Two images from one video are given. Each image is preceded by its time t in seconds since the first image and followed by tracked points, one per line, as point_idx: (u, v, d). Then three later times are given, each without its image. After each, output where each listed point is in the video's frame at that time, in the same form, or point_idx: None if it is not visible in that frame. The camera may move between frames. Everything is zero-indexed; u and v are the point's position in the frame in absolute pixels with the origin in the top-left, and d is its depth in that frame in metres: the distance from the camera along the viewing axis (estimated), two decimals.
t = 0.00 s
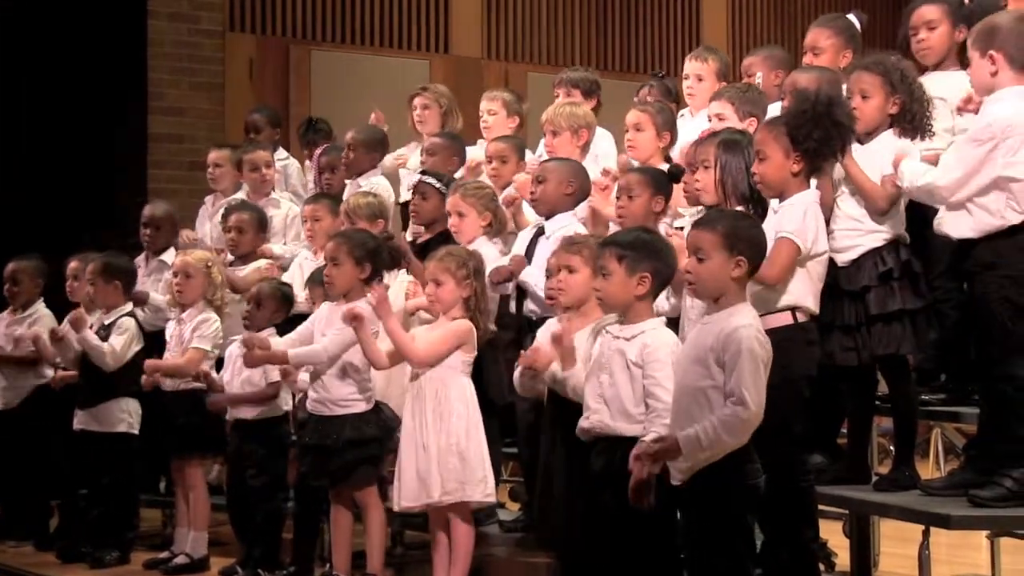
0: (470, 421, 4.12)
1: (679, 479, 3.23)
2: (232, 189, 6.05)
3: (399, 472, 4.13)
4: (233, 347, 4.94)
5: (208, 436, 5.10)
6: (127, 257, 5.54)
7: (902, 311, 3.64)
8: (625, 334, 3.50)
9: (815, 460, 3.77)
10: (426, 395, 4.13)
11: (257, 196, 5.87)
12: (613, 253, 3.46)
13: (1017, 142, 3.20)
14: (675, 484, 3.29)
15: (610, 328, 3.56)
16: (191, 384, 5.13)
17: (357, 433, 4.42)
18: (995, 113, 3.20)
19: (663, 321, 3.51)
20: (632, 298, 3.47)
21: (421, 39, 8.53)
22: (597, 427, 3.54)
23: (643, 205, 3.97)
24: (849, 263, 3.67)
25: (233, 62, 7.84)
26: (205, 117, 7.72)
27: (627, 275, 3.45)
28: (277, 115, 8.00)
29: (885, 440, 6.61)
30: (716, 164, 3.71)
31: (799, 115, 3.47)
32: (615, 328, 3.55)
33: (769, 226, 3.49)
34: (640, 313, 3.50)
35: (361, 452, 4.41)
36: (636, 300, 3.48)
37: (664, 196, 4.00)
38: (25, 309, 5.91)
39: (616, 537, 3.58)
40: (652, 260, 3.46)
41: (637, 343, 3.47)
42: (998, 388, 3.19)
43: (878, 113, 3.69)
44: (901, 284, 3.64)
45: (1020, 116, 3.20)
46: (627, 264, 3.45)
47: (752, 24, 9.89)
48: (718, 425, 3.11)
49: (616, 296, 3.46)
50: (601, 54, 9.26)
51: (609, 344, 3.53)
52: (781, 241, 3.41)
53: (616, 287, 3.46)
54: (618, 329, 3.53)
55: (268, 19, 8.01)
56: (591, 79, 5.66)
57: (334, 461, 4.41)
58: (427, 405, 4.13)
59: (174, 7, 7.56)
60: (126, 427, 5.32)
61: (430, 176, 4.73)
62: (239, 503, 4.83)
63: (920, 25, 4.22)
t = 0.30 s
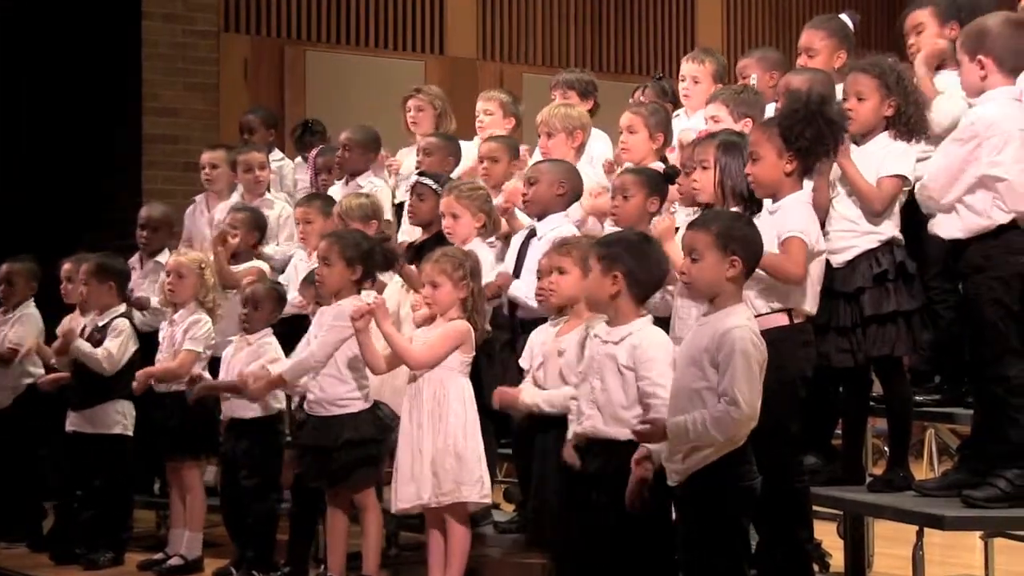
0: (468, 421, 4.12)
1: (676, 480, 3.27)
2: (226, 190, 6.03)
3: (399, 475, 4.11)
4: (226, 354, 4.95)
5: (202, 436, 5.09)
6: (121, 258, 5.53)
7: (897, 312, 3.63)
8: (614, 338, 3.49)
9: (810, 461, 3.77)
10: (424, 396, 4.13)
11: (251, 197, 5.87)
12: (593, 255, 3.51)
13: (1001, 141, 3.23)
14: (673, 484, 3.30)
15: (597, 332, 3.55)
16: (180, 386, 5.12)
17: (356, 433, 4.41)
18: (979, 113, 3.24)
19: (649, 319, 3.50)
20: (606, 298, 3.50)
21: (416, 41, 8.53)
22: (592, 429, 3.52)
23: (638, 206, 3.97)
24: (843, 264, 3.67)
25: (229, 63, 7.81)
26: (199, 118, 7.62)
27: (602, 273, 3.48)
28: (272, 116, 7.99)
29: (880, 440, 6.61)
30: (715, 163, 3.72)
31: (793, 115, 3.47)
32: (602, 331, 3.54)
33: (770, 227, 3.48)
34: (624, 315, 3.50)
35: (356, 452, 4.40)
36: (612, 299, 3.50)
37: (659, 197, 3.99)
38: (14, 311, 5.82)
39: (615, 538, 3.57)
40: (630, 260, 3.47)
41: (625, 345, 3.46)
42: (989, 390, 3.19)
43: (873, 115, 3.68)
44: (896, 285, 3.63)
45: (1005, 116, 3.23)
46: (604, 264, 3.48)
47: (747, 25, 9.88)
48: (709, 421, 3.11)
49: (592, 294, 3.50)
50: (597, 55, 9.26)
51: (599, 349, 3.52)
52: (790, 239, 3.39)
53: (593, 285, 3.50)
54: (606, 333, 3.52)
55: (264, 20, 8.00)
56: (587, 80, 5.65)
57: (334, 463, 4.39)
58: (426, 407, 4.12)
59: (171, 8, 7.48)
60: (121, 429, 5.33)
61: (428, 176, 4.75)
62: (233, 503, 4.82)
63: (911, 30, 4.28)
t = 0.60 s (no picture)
0: (458, 422, 4.10)
1: (668, 480, 3.31)
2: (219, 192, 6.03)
3: (392, 477, 4.10)
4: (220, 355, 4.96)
5: (192, 437, 5.09)
6: (112, 260, 5.53)
7: (889, 314, 3.63)
8: (601, 338, 3.48)
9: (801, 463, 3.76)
10: (416, 397, 4.12)
11: (243, 199, 5.86)
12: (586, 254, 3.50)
13: (981, 142, 3.23)
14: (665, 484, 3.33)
15: (586, 332, 3.54)
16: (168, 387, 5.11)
17: (338, 440, 4.41)
18: (962, 114, 3.26)
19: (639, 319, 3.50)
20: (595, 297, 3.49)
21: (409, 42, 8.52)
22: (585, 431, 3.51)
23: (630, 209, 3.96)
24: (837, 266, 3.67)
25: (222, 65, 7.80)
26: (191, 119, 7.61)
27: (592, 272, 3.49)
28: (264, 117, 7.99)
29: (872, 443, 6.60)
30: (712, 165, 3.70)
31: (786, 116, 3.45)
32: (591, 331, 3.53)
33: (773, 229, 3.44)
34: (612, 316, 3.50)
35: (340, 457, 4.41)
36: (601, 298, 3.50)
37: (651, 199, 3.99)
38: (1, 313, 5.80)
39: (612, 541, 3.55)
40: (619, 259, 3.47)
41: (613, 345, 3.46)
42: (981, 392, 3.16)
43: (865, 118, 3.67)
44: (889, 287, 3.64)
45: (987, 117, 3.23)
46: (595, 262, 3.48)
47: (740, 27, 9.87)
48: (683, 414, 3.13)
49: (583, 294, 3.49)
50: (591, 57, 9.25)
51: (588, 349, 3.52)
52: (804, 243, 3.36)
53: (582, 285, 3.49)
54: (594, 334, 3.52)
55: (256, 22, 7.99)
56: (581, 81, 5.64)
57: (311, 467, 4.44)
58: (417, 406, 4.11)
59: (164, 9, 7.47)
60: (111, 431, 5.32)
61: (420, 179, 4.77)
62: (223, 505, 4.81)
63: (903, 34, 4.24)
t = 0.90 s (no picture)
0: (442, 424, 4.08)
1: (656, 481, 3.29)
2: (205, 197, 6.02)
3: (380, 477, 4.09)
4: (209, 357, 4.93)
5: (180, 439, 5.07)
6: (100, 261, 5.51)
7: (878, 315, 3.65)
8: (595, 334, 3.48)
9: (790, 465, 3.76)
10: (401, 400, 4.12)
11: (232, 201, 5.85)
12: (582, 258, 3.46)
13: (969, 146, 3.22)
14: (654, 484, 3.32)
15: (582, 329, 3.54)
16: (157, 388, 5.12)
17: (326, 441, 4.40)
18: (951, 116, 3.25)
19: (633, 319, 3.49)
20: (593, 300, 3.46)
21: (399, 44, 8.51)
22: (575, 431, 3.53)
23: (617, 211, 3.96)
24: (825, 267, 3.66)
25: (209, 66, 7.81)
26: (178, 121, 7.64)
27: (589, 274, 3.45)
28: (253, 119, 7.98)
29: (860, 444, 6.60)
30: (703, 169, 3.71)
31: (775, 116, 3.45)
32: (586, 329, 3.53)
33: (766, 232, 3.42)
34: (608, 314, 3.48)
35: (329, 459, 4.40)
36: (599, 301, 3.47)
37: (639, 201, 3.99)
38: None
39: (612, 540, 3.53)
40: (616, 262, 3.44)
41: (603, 340, 3.45)
42: (971, 393, 3.13)
43: (852, 121, 3.66)
44: (877, 289, 3.65)
45: (976, 120, 3.23)
46: (591, 265, 3.44)
47: (729, 30, 9.87)
48: (664, 415, 3.13)
49: (579, 296, 3.46)
50: (580, 59, 9.24)
51: (581, 347, 3.51)
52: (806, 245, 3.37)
53: (578, 287, 3.46)
54: (589, 330, 3.51)
55: (245, 23, 7.97)
56: (566, 82, 5.64)
57: (305, 468, 4.42)
58: (402, 408, 4.11)
59: (148, 10, 7.49)
60: (97, 433, 5.30)
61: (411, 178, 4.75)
62: (212, 507, 4.80)
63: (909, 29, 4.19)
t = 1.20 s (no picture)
0: (432, 428, 4.08)
1: (640, 482, 3.29)
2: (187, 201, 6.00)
3: (363, 479, 4.08)
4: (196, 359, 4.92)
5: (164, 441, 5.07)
6: (84, 262, 5.49)
7: (854, 317, 3.64)
8: (585, 335, 3.47)
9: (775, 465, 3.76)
10: (389, 402, 4.11)
11: (217, 202, 5.84)
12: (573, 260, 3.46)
13: (961, 147, 3.22)
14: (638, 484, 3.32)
15: (573, 330, 3.52)
16: (142, 390, 5.08)
17: (312, 442, 4.41)
18: (941, 118, 3.24)
19: (624, 322, 3.48)
20: (585, 302, 3.46)
21: (385, 46, 8.51)
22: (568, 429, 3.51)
23: (604, 213, 3.97)
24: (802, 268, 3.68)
25: (195, 67, 7.83)
26: (164, 121, 7.69)
27: (581, 276, 3.45)
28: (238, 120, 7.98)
29: (845, 445, 6.61)
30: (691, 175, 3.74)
31: (759, 118, 3.45)
32: (577, 330, 3.51)
33: (751, 229, 3.44)
34: (598, 316, 3.48)
35: (314, 461, 4.40)
36: (590, 303, 3.47)
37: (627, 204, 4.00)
38: None
39: (605, 540, 3.53)
40: (608, 263, 3.45)
41: (592, 341, 3.44)
42: (957, 395, 3.13)
43: (833, 123, 3.67)
44: (853, 290, 3.65)
45: (967, 121, 3.23)
46: (582, 267, 3.44)
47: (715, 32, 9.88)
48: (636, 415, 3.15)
49: (571, 297, 3.47)
50: (566, 60, 9.25)
51: (570, 348, 3.49)
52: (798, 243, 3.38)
53: (570, 289, 3.47)
54: (581, 331, 3.49)
55: (231, 24, 7.98)
56: (546, 83, 5.64)
57: (290, 469, 4.41)
58: (389, 412, 4.10)
59: (137, 9, 7.54)
60: (78, 433, 5.30)
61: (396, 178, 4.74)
62: (198, 509, 4.78)
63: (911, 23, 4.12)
